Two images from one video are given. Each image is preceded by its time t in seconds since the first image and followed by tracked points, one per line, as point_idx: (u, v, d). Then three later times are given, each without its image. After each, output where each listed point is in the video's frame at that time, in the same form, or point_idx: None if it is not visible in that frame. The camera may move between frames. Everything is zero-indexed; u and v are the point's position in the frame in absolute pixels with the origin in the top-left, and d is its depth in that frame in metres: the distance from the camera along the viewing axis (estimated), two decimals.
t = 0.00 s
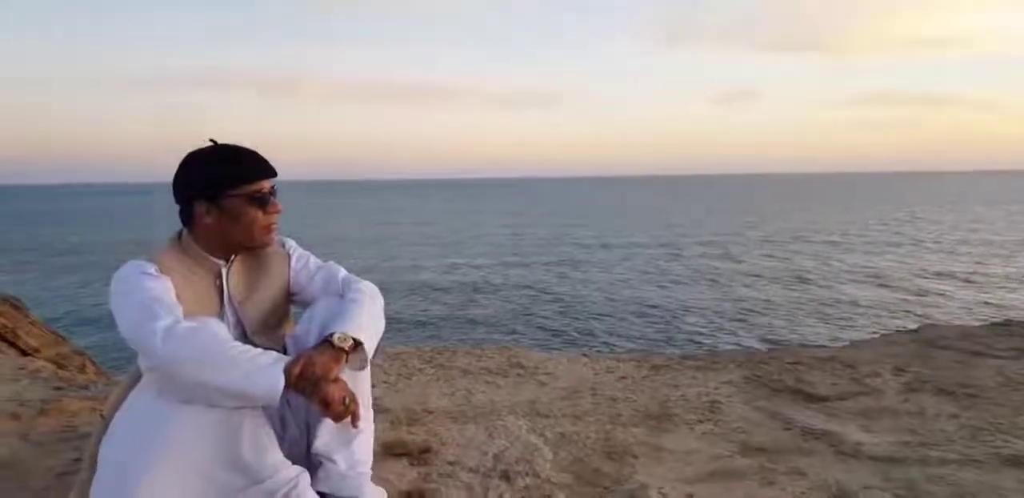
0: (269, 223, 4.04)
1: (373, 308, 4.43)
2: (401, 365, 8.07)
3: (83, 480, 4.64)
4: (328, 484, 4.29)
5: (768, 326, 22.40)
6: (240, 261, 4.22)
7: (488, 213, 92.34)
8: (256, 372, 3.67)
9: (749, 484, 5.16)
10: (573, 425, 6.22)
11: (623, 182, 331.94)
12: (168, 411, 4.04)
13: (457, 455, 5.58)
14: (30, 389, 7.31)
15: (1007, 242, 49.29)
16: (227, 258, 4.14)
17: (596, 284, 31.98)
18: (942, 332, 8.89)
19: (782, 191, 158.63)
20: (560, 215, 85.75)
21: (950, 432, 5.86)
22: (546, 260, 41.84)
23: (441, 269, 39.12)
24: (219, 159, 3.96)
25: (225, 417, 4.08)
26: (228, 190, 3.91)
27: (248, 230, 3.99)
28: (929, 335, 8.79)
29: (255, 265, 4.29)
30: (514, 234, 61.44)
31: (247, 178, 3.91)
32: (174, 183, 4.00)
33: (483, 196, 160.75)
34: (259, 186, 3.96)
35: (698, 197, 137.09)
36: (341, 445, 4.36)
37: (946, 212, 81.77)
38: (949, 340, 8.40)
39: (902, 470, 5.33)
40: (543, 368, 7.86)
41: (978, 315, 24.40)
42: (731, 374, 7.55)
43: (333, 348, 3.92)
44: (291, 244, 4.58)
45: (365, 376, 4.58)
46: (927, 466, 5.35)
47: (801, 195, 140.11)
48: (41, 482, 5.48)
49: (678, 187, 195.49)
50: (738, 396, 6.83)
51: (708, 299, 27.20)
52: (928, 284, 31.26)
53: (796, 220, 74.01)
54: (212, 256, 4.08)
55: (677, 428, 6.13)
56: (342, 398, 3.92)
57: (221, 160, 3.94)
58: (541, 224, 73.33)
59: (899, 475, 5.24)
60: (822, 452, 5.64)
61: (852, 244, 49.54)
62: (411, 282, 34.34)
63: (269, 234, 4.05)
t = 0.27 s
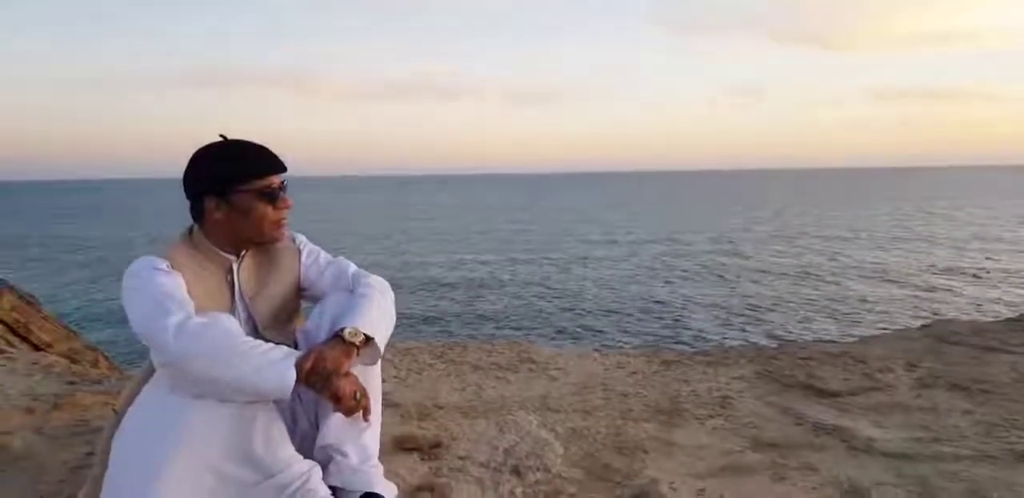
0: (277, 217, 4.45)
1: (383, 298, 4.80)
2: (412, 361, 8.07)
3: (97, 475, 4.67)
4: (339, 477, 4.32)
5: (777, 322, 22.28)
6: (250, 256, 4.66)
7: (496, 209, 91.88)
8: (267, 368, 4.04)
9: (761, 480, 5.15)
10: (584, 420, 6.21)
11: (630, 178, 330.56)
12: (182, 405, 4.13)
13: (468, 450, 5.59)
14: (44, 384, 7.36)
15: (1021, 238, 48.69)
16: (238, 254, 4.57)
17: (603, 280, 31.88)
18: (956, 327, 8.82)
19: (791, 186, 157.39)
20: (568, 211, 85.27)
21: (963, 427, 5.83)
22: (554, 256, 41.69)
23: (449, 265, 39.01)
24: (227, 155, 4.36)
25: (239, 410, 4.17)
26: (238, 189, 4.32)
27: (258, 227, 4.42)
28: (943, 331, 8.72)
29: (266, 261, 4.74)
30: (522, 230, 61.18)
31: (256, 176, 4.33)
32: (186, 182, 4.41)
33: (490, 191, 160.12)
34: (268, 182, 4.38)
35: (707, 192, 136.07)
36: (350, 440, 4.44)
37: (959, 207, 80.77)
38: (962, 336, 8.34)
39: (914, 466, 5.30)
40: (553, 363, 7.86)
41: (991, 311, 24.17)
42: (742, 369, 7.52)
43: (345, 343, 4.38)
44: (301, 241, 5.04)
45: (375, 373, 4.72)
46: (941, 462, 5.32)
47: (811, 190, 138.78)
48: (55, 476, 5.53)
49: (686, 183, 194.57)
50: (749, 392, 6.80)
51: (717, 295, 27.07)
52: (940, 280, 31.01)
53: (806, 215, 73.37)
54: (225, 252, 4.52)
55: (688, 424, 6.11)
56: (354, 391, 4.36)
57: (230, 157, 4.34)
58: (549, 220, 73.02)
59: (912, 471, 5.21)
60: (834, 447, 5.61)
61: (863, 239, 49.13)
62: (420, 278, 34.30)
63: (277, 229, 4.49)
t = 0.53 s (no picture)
0: (284, 215, 4.46)
1: (392, 296, 4.81)
2: (420, 357, 8.10)
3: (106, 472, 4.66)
4: (349, 474, 4.31)
5: (782, 320, 22.26)
6: (258, 253, 4.67)
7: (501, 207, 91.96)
8: (276, 365, 4.06)
9: (771, 478, 5.14)
10: (592, 417, 6.21)
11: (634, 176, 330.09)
12: (191, 403, 4.14)
13: (476, 447, 5.59)
14: (55, 380, 7.40)
15: None
16: (246, 251, 4.59)
17: (609, 278, 31.89)
18: (965, 326, 8.79)
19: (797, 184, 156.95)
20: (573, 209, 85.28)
21: (973, 426, 5.81)
22: (559, 254, 41.73)
23: (454, 262, 39.08)
24: (235, 152, 4.35)
25: (249, 407, 4.19)
26: (246, 186, 4.33)
27: (267, 224, 4.43)
28: (952, 329, 8.69)
29: (274, 257, 4.75)
30: (527, 227, 61.25)
31: (265, 173, 4.34)
32: (194, 179, 4.41)
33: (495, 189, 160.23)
34: (276, 180, 4.39)
35: (712, 189, 135.90)
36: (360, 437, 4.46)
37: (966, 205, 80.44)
38: (972, 335, 8.31)
39: (924, 464, 5.29)
40: (562, 361, 7.86)
41: (998, 310, 24.06)
42: (751, 367, 7.51)
43: (353, 340, 4.40)
44: (308, 237, 5.05)
45: (385, 372, 4.70)
46: (950, 460, 5.31)
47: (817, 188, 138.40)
48: (66, 472, 5.56)
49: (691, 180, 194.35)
50: (758, 390, 6.79)
51: (722, 292, 27.05)
52: (946, 278, 30.93)
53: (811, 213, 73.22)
54: (233, 250, 4.53)
55: (697, 422, 6.11)
56: (363, 388, 4.37)
57: (238, 154, 4.34)
58: (554, 217, 73.16)
59: (921, 469, 5.20)
60: (843, 446, 5.61)
61: (869, 237, 49.04)
62: (425, 275, 34.41)
63: (286, 226, 4.50)
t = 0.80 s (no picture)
0: (288, 212, 4.46)
1: (396, 294, 4.81)
2: (424, 354, 8.10)
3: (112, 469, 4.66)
4: (354, 471, 4.32)
5: (784, 318, 22.26)
6: (263, 251, 4.67)
7: (503, 204, 92.00)
8: (281, 362, 4.06)
9: (776, 476, 5.14)
10: (597, 415, 6.21)
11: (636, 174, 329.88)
12: (197, 400, 4.14)
13: (481, 444, 5.60)
14: (60, 376, 7.41)
15: None
16: (250, 248, 4.59)
17: (611, 276, 31.91)
18: (969, 324, 8.77)
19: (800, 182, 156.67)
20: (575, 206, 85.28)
21: (978, 424, 5.80)
22: (562, 251, 41.76)
23: (457, 260, 39.12)
24: (240, 149, 4.35)
25: (254, 404, 4.19)
26: (249, 183, 4.32)
27: (271, 220, 4.43)
28: (957, 328, 8.68)
29: (279, 255, 4.75)
30: (530, 225, 61.28)
31: (269, 169, 4.34)
32: (198, 176, 4.41)
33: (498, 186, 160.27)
34: (280, 177, 4.38)
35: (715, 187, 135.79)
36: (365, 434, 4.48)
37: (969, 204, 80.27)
38: (977, 333, 8.29)
39: (930, 462, 5.28)
40: (566, 358, 7.86)
41: (1000, 309, 24.01)
42: (756, 365, 7.50)
43: (358, 336, 4.40)
44: (313, 234, 5.05)
45: (389, 368, 4.70)
46: (955, 459, 5.30)
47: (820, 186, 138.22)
48: (72, 468, 5.57)
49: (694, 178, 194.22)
50: (763, 387, 6.78)
51: (725, 291, 27.03)
52: (949, 276, 30.92)
53: (814, 211, 73.15)
54: (237, 247, 4.53)
55: (701, 419, 6.10)
56: (367, 385, 4.37)
57: (241, 150, 4.34)
58: (556, 215, 73.23)
59: (927, 468, 5.19)
60: (848, 444, 5.60)
61: (872, 236, 48.97)
62: (428, 272, 34.46)
63: (290, 223, 4.50)
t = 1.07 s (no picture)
0: (292, 210, 4.47)
1: (401, 291, 4.81)
2: (429, 351, 8.12)
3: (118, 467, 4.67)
4: (360, 467, 4.33)
5: (788, 315, 22.20)
6: (268, 248, 4.69)
7: (506, 202, 91.89)
8: (286, 359, 4.07)
9: (781, 471, 5.14)
10: (602, 411, 6.21)
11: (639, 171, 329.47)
12: (202, 397, 4.15)
13: (486, 440, 5.61)
14: (66, 373, 7.44)
15: None
16: (255, 245, 4.60)
17: (614, 272, 31.86)
18: (975, 320, 8.75)
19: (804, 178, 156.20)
20: (578, 204, 85.21)
21: (985, 420, 5.78)
22: (566, 248, 41.71)
23: (460, 257, 39.10)
24: (244, 146, 4.36)
25: (260, 402, 4.19)
26: (253, 179, 4.33)
27: (275, 217, 4.43)
28: (963, 324, 8.65)
29: (284, 251, 4.76)
30: (533, 222, 61.24)
31: (274, 166, 4.35)
32: (202, 172, 4.43)
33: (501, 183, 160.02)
34: (284, 174, 4.39)
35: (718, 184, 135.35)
36: (370, 430, 4.49)
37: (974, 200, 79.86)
38: (983, 329, 8.27)
39: (936, 458, 5.27)
40: (571, 355, 7.86)
41: (1005, 305, 23.90)
42: (762, 361, 7.49)
43: (364, 333, 4.40)
44: (319, 232, 5.07)
45: (395, 365, 4.71)
46: (962, 455, 5.28)
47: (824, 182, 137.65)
48: (78, 464, 5.59)
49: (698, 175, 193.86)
50: (768, 384, 6.77)
51: (728, 287, 26.96)
52: (954, 272, 30.84)
53: (818, 207, 72.91)
54: (242, 245, 4.55)
55: (706, 415, 6.10)
56: (373, 381, 4.37)
57: (245, 148, 4.35)
58: (559, 212, 73.23)
59: (933, 464, 5.17)
60: (853, 440, 5.60)
61: (877, 232, 48.78)
62: (432, 270, 34.49)
63: (294, 220, 4.51)
